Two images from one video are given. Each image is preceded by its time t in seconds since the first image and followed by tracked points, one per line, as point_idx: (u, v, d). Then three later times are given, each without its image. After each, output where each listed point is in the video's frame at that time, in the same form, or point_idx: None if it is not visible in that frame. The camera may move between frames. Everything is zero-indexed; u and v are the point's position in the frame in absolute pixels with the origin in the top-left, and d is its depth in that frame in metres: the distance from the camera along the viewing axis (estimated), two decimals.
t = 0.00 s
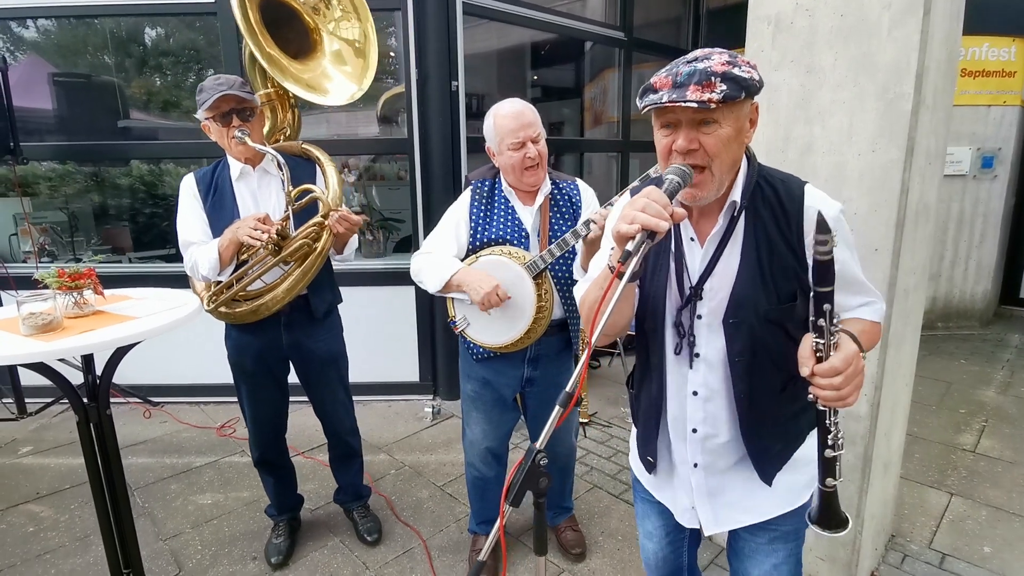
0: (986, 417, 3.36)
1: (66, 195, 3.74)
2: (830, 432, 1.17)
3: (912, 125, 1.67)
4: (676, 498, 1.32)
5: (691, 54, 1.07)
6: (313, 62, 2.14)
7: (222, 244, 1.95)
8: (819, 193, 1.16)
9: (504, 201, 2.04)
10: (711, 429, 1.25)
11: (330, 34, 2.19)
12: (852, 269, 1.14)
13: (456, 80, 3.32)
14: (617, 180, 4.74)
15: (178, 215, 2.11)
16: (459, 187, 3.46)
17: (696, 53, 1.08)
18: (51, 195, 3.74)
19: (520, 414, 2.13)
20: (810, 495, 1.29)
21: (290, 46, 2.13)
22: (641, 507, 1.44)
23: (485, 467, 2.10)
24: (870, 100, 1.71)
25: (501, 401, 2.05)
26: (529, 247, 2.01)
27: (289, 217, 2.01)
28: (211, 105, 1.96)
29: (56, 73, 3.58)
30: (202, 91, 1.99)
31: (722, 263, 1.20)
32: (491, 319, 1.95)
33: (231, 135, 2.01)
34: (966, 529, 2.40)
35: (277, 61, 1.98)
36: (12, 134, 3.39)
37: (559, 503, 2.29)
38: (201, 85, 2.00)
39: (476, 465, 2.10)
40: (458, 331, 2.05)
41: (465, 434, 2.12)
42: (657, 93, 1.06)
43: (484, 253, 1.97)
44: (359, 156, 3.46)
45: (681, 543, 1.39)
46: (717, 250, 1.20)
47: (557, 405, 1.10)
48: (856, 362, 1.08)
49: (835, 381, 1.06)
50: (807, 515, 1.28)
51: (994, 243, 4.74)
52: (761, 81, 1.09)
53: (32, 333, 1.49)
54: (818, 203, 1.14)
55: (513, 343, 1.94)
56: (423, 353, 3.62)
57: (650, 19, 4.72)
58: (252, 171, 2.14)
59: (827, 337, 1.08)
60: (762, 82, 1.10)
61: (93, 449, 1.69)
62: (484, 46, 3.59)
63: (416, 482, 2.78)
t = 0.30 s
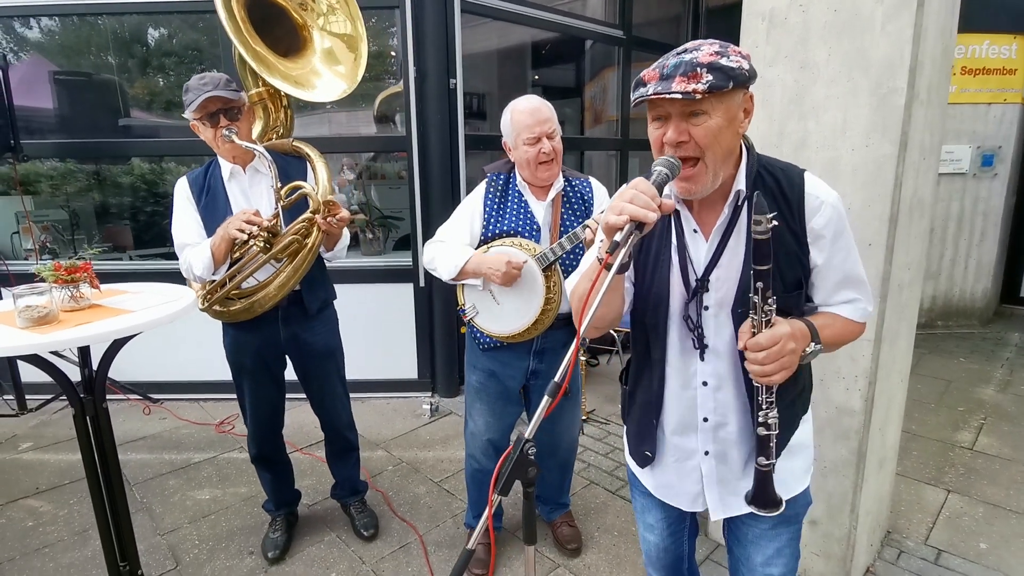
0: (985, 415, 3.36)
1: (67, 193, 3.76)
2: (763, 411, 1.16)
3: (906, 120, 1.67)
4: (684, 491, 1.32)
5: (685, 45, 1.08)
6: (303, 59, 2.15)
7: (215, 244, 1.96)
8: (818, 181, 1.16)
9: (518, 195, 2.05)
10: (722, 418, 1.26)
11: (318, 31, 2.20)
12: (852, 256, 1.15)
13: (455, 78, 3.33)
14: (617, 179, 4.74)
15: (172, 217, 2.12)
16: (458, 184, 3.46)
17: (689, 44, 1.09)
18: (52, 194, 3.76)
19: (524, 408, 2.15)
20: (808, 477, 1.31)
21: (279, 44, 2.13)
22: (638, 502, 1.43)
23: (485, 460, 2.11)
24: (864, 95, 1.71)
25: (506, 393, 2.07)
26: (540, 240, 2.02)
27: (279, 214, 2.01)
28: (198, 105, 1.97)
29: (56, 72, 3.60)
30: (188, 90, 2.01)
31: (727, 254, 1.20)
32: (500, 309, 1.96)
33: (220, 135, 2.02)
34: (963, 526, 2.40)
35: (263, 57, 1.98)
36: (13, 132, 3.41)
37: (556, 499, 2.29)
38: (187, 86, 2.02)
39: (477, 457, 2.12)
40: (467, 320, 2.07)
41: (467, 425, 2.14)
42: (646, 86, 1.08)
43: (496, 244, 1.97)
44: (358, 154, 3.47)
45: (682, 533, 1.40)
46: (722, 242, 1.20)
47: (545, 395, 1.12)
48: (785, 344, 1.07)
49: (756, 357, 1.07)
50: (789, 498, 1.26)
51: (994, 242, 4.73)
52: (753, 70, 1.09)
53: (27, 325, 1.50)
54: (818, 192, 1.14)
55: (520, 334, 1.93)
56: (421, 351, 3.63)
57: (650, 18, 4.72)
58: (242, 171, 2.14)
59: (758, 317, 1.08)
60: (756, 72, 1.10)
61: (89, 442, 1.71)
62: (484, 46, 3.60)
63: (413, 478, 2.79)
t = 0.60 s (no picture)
0: (990, 417, 3.33)
1: (72, 196, 3.78)
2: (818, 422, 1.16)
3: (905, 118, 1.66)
4: (670, 485, 1.32)
5: (684, 37, 1.08)
6: (308, 59, 2.16)
7: (217, 239, 1.96)
8: (814, 176, 1.15)
9: (528, 193, 2.06)
10: (707, 413, 1.25)
11: (323, 30, 2.21)
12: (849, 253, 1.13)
13: (456, 80, 3.34)
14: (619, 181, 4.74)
15: (175, 213, 2.12)
16: (459, 185, 3.47)
17: (688, 36, 1.08)
18: (56, 196, 3.79)
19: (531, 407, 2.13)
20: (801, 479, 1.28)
21: (283, 44, 2.14)
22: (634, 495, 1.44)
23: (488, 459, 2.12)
24: (863, 93, 1.71)
25: (514, 390, 2.06)
26: (548, 238, 2.02)
27: (281, 210, 2.02)
28: (200, 102, 1.98)
29: (61, 74, 3.63)
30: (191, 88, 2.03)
31: (716, 248, 1.20)
32: (507, 302, 1.97)
33: (223, 132, 2.03)
34: (968, 528, 2.38)
35: (267, 56, 1.99)
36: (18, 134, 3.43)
37: (556, 500, 2.29)
38: (192, 84, 2.03)
39: (479, 456, 2.12)
40: (474, 313, 2.06)
41: (471, 423, 2.15)
42: (645, 76, 1.08)
43: (505, 239, 1.99)
44: (360, 155, 3.48)
45: (677, 530, 1.40)
46: (711, 235, 1.19)
47: (541, 390, 1.13)
48: (830, 361, 1.05)
49: (807, 382, 1.04)
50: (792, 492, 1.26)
51: (999, 244, 4.70)
52: (751, 63, 1.09)
53: (26, 322, 1.50)
54: (813, 187, 1.14)
55: (526, 328, 1.94)
56: (423, 352, 3.63)
57: (652, 20, 4.72)
58: (247, 167, 2.15)
59: (796, 339, 1.05)
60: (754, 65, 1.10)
61: (88, 440, 1.71)
62: (486, 48, 3.61)
63: (414, 479, 2.78)
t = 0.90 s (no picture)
0: (987, 418, 3.34)
1: (70, 199, 3.78)
2: (773, 406, 1.14)
3: (901, 117, 1.67)
4: (679, 482, 1.32)
5: (675, 33, 1.08)
6: (312, 62, 2.17)
7: (219, 237, 1.97)
8: (810, 168, 1.17)
9: (524, 193, 2.05)
10: (716, 408, 1.26)
11: (327, 35, 2.22)
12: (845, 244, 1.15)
13: (453, 82, 3.35)
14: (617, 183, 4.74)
15: (178, 213, 2.13)
16: (457, 187, 3.47)
17: (679, 32, 1.09)
18: (53, 200, 3.78)
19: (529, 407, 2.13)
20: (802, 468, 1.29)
21: (288, 47, 2.14)
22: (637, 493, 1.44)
23: (486, 459, 2.12)
24: (858, 92, 1.72)
25: (513, 390, 2.06)
26: (545, 237, 2.02)
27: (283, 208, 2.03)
28: (205, 101, 1.99)
29: (59, 77, 3.62)
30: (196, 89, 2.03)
31: (717, 242, 1.21)
32: (505, 300, 1.98)
33: (227, 131, 2.02)
34: (966, 527, 2.38)
35: (273, 58, 1.99)
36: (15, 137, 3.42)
37: (555, 500, 2.28)
38: (197, 84, 2.03)
39: (477, 457, 2.13)
40: (472, 312, 2.06)
41: (470, 424, 2.15)
42: (637, 73, 1.08)
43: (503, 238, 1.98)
44: (357, 157, 3.49)
45: (680, 524, 1.40)
46: (713, 230, 1.20)
47: (539, 387, 1.13)
48: (781, 338, 1.06)
49: (755, 355, 1.06)
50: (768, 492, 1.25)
51: (995, 245, 4.72)
52: (743, 56, 1.09)
53: (22, 322, 1.50)
54: (809, 178, 1.15)
55: (524, 326, 1.92)
56: (421, 355, 3.63)
57: (649, 24, 4.74)
58: (249, 167, 2.16)
59: (751, 313, 1.07)
60: (745, 58, 1.10)
61: (84, 441, 1.71)
62: (483, 52, 3.61)
63: (412, 481, 2.78)
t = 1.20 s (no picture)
0: (976, 416, 3.38)
1: (61, 202, 3.76)
2: (790, 406, 1.15)
3: (888, 118, 1.70)
4: (657, 476, 1.33)
5: (665, 33, 1.10)
6: (316, 67, 2.18)
7: (220, 238, 1.98)
8: (798, 168, 1.18)
9: (506, 195, 2.07)
10: (693, 403, 1.27)
11: (329, 39, 2.23)
12: (831, 245, 1.16)
13: (447, 85, 3.37)
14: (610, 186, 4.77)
15: (177, 213, 2.13)
16: (451, 190, 3.48)
17: (669, 31, 1.11)
18: (44, 203, 3.76)
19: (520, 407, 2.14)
20: (784, 469, 1.29)
21: (290, 51, 2.15)
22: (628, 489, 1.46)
23: (478, 459, 2.14)
24: (847, 94, 1.75)
25: (502, 391, 2.08)
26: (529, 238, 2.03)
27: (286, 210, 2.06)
28: (210, 102, 1.99)
29: (51, 79, 3.61)
30: (200, 89, 2.04)
31: (703, 241, 1.22)
32: (490, 304, 1.99)
33: (231, 133, 2.03)
34: (956, 524, 2.41)
35: (279, 64, 2.00)
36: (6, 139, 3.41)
37: (549, 499, 2.30)
38: (201, 84, 2.05)
39: (470, 458, 2.14)
40: (458, 317, 2.08)
41: (461, 426, 2.17)
42: (630, 72, 1.09)
43: (486, 241, 2.00)
44: (351, 160, 3.50)
45: (671, 521, 1.41)
46: (698, 228, 1.22)
47: (534, 380, 1.14)
48: (798, 345, 1.06)
49: (774, 365, 1.06)
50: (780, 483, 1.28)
51: (983, 247, 4.78)
52: (733, 55, 1.11)
53: (17, 321, 1.50)
54: (797, 178, 1.16)
55: (510, 329, 1.95)
56: (415, 356, 3.63)
57: (642, 28, 4.78)
58: (250, 169, 2.17)
59: (764, 325, 1.06)
60: (735, 57, 1.12)
61: (79, 440, 1.70)
62: (477, 56, 3.64)
63: (407, 482, 2.78)
